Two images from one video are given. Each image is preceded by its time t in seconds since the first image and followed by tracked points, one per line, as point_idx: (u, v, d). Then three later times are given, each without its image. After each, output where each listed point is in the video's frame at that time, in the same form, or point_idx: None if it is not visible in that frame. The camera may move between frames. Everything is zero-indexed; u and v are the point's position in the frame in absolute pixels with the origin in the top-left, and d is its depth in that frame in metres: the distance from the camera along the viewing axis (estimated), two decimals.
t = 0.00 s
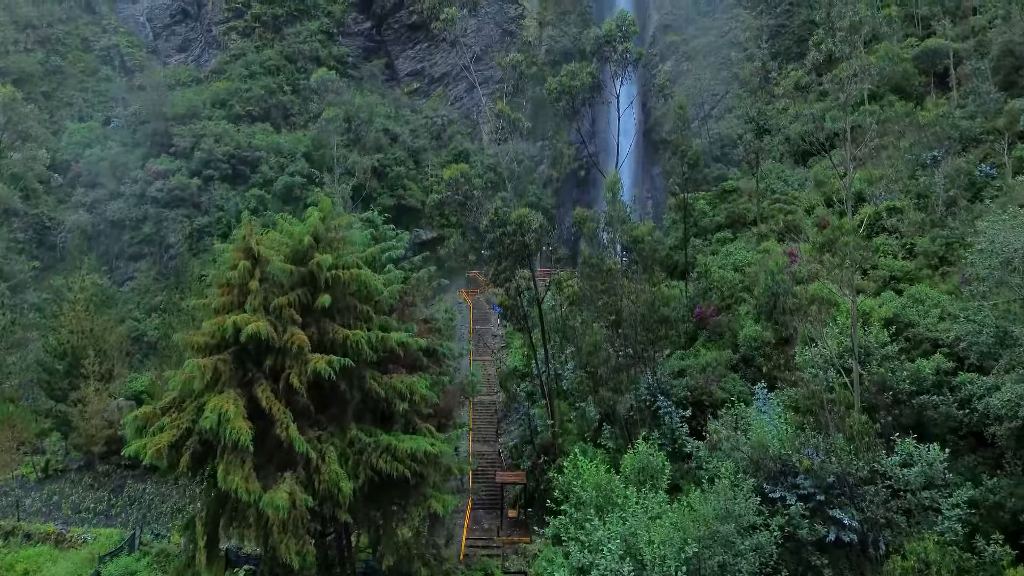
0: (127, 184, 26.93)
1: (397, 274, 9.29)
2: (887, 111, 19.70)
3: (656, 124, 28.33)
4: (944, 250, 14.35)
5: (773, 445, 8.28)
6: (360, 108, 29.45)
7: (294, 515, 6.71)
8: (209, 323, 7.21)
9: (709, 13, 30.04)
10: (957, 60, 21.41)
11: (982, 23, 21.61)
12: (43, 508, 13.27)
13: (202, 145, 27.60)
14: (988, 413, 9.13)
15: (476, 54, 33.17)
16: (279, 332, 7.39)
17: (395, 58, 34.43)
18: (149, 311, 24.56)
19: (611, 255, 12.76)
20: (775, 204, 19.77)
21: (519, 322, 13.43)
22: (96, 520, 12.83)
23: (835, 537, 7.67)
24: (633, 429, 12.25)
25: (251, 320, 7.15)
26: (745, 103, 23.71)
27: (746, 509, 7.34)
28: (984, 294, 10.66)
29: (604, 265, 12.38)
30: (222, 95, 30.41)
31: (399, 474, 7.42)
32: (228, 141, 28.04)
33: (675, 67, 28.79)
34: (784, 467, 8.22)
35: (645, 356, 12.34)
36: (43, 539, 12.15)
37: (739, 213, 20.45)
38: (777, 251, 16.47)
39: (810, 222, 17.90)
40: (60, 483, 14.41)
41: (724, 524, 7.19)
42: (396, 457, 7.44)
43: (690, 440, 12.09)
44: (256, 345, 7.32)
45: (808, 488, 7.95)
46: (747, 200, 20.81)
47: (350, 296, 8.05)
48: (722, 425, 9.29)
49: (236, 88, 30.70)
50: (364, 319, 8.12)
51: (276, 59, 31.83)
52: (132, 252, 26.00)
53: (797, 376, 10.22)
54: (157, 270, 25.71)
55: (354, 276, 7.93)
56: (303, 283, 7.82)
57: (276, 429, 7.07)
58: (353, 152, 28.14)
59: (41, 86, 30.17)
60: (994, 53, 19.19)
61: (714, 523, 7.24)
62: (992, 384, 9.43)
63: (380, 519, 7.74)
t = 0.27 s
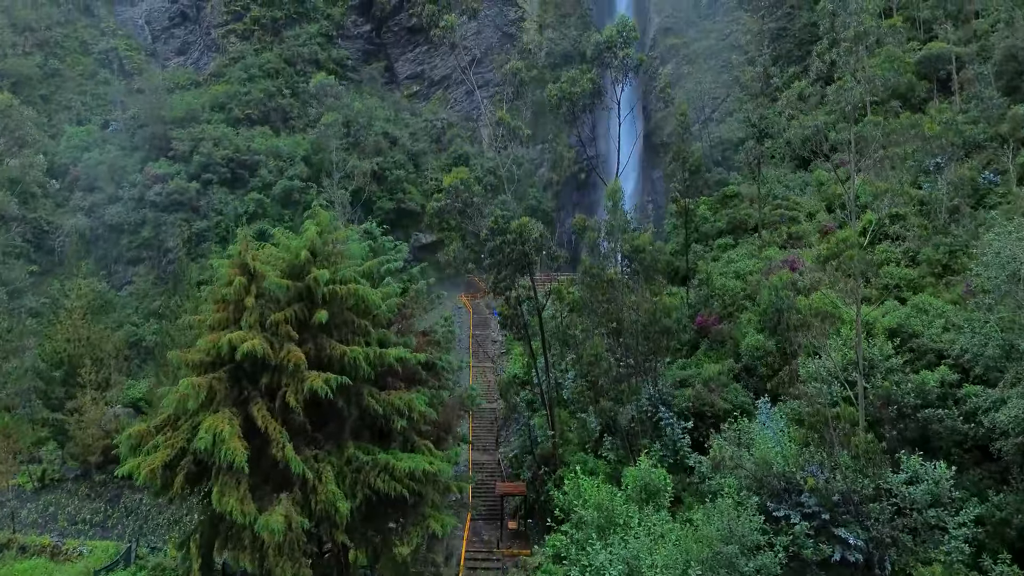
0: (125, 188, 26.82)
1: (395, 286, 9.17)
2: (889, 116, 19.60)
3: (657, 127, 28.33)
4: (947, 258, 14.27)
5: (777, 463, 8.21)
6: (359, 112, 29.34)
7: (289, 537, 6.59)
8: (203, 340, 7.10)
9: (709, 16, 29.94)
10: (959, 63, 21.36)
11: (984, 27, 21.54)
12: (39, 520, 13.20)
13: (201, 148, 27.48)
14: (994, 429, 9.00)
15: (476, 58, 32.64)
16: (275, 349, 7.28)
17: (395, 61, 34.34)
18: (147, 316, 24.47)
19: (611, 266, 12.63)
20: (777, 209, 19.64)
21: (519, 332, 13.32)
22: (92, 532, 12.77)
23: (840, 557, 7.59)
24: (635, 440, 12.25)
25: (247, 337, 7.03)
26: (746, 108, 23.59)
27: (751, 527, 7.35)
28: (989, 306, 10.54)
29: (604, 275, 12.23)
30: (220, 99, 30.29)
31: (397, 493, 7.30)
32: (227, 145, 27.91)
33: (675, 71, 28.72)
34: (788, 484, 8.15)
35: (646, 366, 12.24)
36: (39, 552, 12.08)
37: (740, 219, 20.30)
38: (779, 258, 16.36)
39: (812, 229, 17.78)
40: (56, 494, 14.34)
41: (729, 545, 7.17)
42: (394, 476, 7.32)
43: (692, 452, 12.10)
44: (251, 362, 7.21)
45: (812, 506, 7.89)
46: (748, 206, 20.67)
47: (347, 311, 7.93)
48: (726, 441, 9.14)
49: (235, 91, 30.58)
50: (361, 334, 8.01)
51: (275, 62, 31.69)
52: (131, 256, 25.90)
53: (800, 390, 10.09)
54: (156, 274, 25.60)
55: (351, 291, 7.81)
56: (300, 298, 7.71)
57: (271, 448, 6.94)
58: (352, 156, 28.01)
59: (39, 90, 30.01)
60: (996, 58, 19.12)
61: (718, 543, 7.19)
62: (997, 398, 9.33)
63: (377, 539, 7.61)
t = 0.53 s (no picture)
0: (124, 192, 26.69)
1: (393, 300, 9.06)
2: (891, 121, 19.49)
3: (657, 131, 28.31)
4: (951, 266, 14.21)
5: (781, 481, 8.22)
6: (359, 116, 29.23)
7: (285, 561, 6.48)
8: (198, 359, 7.00)
9: (710, 19, 29.86)
10: (961, 67, 21.29)
11: (986, 31, 21.48)
12: (34, 532, 13.08)
13: (200, 152, 27.35)
14: (999, 443, 8.95)
15: (475, 60, 32.95)
16: (272, 367, 7.18)
17: (394, 64, 34.23)
18: (146, 321, 24.41)
19: (612, 275, 12.53)
20: (778, 215, 19.51)
21: (520, 341, 13.23)
22: (88, 544, 12.64)
23: None
24: (636, 451, 12.25)
25: (243, 355, 6.95)
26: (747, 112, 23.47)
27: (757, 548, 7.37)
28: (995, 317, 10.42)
29: (606, 286, 12.12)
30: (219, 102, 30.16)
31: (395, 514, 7.19)
32: (226, 149, 27.78)
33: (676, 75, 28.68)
34: (793, 503, 8.00)
35: (648, 376, 12.16)
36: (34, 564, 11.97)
37: (742, 224, 20.16)
38: (781, 266, 16.23)
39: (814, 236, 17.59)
40: (53, 504, 14.22)
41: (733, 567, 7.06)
42: (392, 496, 7.21)
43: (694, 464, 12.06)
44: (247, 381, 7.11)
45: (818, 525, 7.71)
46: (750, 211, 20.55)
47: (345, 327, 7.84)
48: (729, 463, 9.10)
49: (234, 95, 30.45)
50: (359, 349, 7.92)
51: (274, 65, 31.55)
52: (129, 261, 25.78)
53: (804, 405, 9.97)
54: (154, 279, 25.51)
55: (349, 306, 7.72)
56: (297, 314, 7.61)
57: (267, 469, 6.83)
58: (352, 159, 27.88)
59: (37, 93, 29.87)
60: (999, 63, 19.07)
61: (722, 566, 7.09)
62: (1002, 412, 9.22)
63: (375, 559, 7.50)
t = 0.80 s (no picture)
0: (122, 196, 26.60)
1: (391, 315, 8.96)
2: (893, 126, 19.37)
3: (657, 135, 28.30)
4: (954, 275, 14.13)
5: (784, 499, 8.09)
6: (359, 120, 29.15)
7: None
8: (194, 377, 6.90)
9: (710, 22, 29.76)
10: (963, 70, 21.18)
11: (988, 36, 21.39)
12: (30, 542, 12.99)
13: (199, 156, 27.25)
14: (1007, 459, 8.86)
15: (475, 63, 32.85)
16: (269, 385, 7.08)
17: (394, 67, 34.08)
18: (145, 325, 24.30)
19: (614, 284, 12.45)
20: (780, 220, 19.39)
21: (520, 350, 13.15)
22: (84, 556, 12.54)
23: None
24: (637, 462, 12.12)
25: (239, 374, 6.85)
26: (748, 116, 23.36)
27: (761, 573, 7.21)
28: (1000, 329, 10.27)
29: (607, 296, 12.01)
30: (218, 106, 30.07)
31: (393, 534, 7.09)
32: (225, 152, 27.70)
33: (676, 79, 28.60)
34: (797, 521, 7.96)
35: (649, 386, 12.08)
36: None
37: (743, 230, 20.05)
38: (783, 274, 16.14)
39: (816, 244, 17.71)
40: (49, 514, 14.12)
41: None
42: (390, 516, 7.11)
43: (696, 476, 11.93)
44: (243, 399, 7.01)
45: (822, 545, 7.63)
46: (751, 217, 20.44)
47: (343, 343, 7.75)
48: (732, 480, 9.01)
49: (234, 98, 30.36)
50: (358, 366, 7.82)
51: (274, 68, 31.46)
52: (128, 266, 25.69)
53: (808, 420, 9.85)
54: (153, 283, 25.40)
55: (346, 322, 7.63)
56: (294, 330, 7.51)
57: (263, 490, 6.73)
58: (351, 162, 27.78)
59: (36, 97, 29.76)
60: (1001, 68, 18.99)
61: None
62: (1008, 425, 9.09)
63: None
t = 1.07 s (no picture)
0: (121, 200, 26.51)
1: (390, 329, 8.87)
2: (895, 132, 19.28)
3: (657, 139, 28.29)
4: (957, 283, 14.02)
5: (787, 517, 8.05)
6: (358, 124, 29.07)
7: None
8: (189, 396, 6.81)
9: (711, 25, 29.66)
10: (964, 74, 21.08)
11: (991, 40, 21.27)
12: (26, 553, 12.90)
13: (198, 160, 27.16)
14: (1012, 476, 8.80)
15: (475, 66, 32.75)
16: (265, 403, 7.00)
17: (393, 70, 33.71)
18: (143, 330, 24.19)
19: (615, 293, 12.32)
20: (782, 227, 19.22)
21: (520, 360, 13.04)
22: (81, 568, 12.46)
23: None
24: (637, 474, 12.01)
25: (235, 393, 6.76)
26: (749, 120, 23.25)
27: None
28: (1005, 341, 10.19)
29: (608, 306, 11.92)
30: (218, 109, 29.98)
31: (391, 555, 7.00)
32: (224, 157, 27.60)
33: (677, 82, 28.51)
34: (801, 541, 7.94)
35: (650, 398, 11.99)
36: None
37: (744, 236, 19.96)
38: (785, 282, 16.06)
39: (818, 251, 17.68)
40: (46, 524, 14.03)
41: None
42: (388, 536, 7.02)
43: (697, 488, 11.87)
44: (240, 419, 6.93)
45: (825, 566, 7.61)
46: (752, 223, 20.34)
47: (341, 360, 7.65)
48: (734, 497, 8.99)
49: (233, 101, 30.27)
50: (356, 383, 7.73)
51: (273, 71, 31.38)
52: (126, 270, 25.60)
53: (811, 434, 9.79)
54: (152, 288, 25.30)
55: (344, 339, 7.55)
56: (291, 347, 7.43)
57: (259, 511, 6.64)
58: (351, 167, 27.70)
59: (34, 100, 29.67)
60: (1004, 73, 18.88)
61: None
62: (1013, 439, 9.03)
63: None
